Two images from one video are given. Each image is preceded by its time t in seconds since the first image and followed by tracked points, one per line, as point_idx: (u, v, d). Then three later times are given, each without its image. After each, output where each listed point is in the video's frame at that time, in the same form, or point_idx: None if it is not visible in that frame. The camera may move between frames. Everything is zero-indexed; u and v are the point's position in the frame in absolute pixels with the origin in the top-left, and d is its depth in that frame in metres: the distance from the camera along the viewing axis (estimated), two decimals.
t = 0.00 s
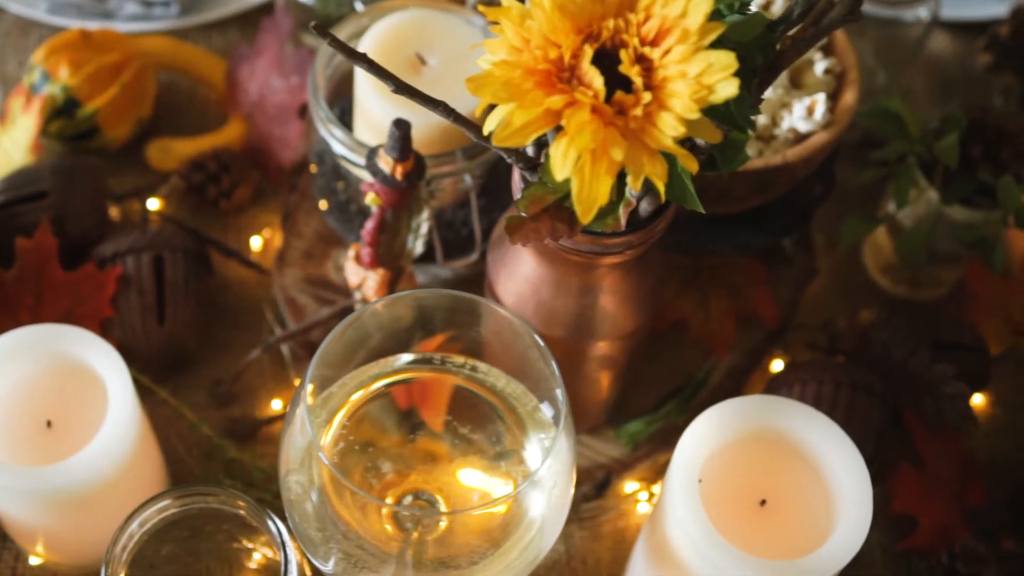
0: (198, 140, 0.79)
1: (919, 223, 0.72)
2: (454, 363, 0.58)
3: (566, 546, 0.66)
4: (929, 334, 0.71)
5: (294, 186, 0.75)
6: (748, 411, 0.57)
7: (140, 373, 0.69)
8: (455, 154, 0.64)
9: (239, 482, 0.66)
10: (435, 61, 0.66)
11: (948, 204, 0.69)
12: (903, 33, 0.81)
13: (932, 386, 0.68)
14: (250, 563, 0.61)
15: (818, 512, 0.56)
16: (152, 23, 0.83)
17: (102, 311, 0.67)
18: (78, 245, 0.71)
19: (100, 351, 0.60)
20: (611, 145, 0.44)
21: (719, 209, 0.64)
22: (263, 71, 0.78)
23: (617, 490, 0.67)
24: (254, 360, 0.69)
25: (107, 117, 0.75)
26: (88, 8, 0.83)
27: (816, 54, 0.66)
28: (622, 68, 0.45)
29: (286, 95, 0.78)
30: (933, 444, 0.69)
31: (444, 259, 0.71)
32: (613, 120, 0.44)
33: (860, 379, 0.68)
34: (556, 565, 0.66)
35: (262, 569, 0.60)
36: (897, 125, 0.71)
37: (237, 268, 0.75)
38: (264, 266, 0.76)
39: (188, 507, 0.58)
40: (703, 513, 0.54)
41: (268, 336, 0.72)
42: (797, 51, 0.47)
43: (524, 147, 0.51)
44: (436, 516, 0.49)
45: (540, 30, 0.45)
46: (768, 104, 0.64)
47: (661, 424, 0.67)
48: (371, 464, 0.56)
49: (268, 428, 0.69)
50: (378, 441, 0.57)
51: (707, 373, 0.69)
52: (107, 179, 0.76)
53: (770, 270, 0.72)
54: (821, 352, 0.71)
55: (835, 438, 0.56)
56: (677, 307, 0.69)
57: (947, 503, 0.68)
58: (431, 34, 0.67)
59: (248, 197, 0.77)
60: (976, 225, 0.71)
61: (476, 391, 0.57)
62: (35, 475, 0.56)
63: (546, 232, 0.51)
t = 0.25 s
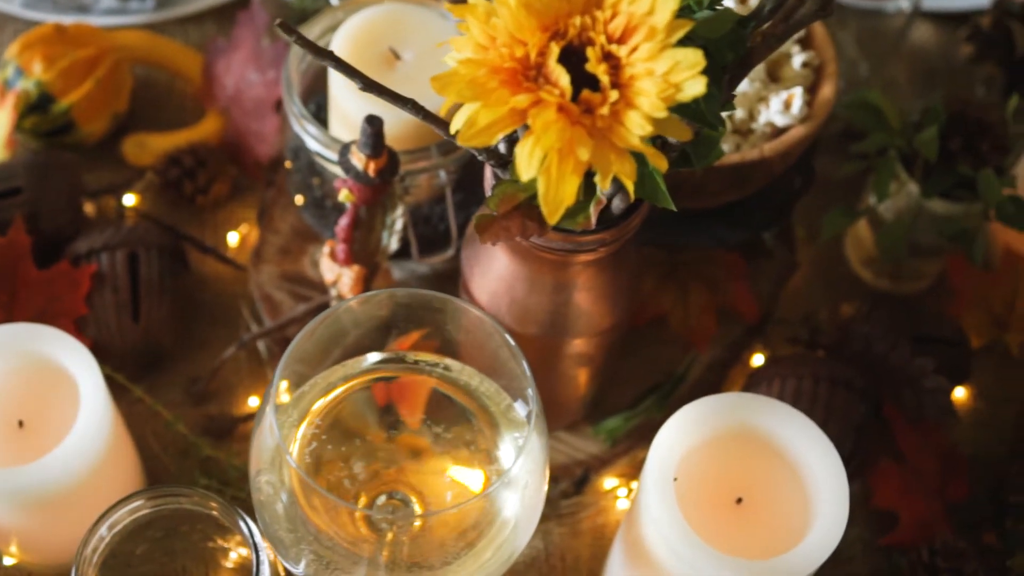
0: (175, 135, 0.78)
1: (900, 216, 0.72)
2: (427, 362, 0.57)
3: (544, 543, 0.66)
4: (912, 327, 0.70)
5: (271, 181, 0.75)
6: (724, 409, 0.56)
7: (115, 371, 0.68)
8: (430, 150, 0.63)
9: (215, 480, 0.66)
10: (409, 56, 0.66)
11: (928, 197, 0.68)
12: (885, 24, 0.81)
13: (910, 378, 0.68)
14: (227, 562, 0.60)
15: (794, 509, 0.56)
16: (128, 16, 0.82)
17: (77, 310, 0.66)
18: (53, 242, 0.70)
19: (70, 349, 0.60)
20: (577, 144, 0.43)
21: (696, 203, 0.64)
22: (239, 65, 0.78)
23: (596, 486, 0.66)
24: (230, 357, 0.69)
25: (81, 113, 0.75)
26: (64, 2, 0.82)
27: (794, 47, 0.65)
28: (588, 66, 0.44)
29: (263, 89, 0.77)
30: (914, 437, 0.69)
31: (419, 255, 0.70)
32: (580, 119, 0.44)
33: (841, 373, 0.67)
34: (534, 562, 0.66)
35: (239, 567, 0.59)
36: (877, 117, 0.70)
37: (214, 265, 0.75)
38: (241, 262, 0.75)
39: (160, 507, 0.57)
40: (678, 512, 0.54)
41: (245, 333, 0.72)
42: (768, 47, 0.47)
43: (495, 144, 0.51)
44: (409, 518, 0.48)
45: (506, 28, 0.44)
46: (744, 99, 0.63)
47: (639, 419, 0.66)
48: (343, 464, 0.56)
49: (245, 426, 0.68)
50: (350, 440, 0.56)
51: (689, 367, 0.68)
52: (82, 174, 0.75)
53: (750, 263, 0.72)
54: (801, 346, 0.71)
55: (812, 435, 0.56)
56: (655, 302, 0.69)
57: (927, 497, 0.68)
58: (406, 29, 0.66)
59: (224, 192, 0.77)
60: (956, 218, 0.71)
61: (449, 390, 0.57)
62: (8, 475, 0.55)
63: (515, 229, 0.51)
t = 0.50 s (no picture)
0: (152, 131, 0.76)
1: (880, 211, 0.71)
2: (398, 365, 0.57)
3: (522, 543, 0.66)
4: (893, 322, 0.70)
5: (246, 179, 0.74)
6: (697, 410, 0.56)
7: (89, 372, 0.67)
8: (404, 148, 0.62)
9: (190, 482, 0.65)
10: (382, 53, 0.65)
11: (909, 192, 0.68)
12: (867, 16, 0.80)
13: (892, 377, 0.68)
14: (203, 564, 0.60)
15: (771, 510, 0.56)
16: (102, 13, 0.81)
17: (50, 310, 0.66)
18: (26, 241, 0.69)
19: (40, 351, 0.59)
20: (542, 149, 0.43)
21: (672, 199, 0.63)
22: (215, 61, 0.78)
23: (575, 485, 0.66)
24: (205, 357, 0.69)
25: (55, 110, 0.73)
26: None
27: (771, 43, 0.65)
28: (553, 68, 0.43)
29: (237, 86, 0.77)
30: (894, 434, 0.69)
31: (394, 254, 0.69)
32: (545, 123, 0.43)
33: (821, 372, 0.67)
34: (513, 561, 0.66)
35: (214, 569, 0.59)
36: (857, 112, 0.70)
37: (190, 263, 0.74)
38: (217, 260, 0.75)
39: (132, 511, 0.57)
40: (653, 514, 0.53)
41: (220, 332, 0.71)
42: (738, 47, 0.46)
43: (465, 145, 0.50)
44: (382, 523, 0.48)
45: (470, 30, 0.44)
46: (719, 95, 0.63)
47: (617, 419, 0.66)
48: (314, 467, 0.55)
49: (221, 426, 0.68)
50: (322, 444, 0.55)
51: (667, 366, 0.68)
52: (55, 172, 0.74)
53: (729, 259, 0.71)
54: (781, 343, 0.70)
55: (789, 435, 0.55)
56: (632, 301, 0.69)
57: (907, 494, 0.68)
58: (380, 26, 0.66)
59: (200, 190, 0.76)
60: (936, 213, 0.70)
61: (422, 392, 0.56)
62: None
63: (485, 232, 0.50)
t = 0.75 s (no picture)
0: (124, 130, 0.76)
1: (860, 208, 0.71)
2: (366, 369, 0.56)
3: (499, 545, 0.66)
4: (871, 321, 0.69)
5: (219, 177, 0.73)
6: (669, 413, 0.55)
7: (60, 375, 0.67)
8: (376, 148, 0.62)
9: (162, 484, 0.65)
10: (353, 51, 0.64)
11: (888, 189, 0.67)
12: (846, 9, 0.80)
13: (870, 376, 0.67)
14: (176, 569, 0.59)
15: (743, 514, 0.55)
16: (74, 8, 0.80)
17: (20, 313, 0.64)
18: None
19: (7, 357, 0.59)
20: (502, 156, 0.42)
21: (646, 198, 0.63)
22: (188, 58, 0.77)
23: (552, 486, 0.66)
24: (178, 359, 0.68)
25: (26, 109, 0.72)
26: None
27: (746, 41, 0.64)
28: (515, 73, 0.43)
29: (210, 83, 0.76)
30: (872, 433, 0.69)
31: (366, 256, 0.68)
32: (506, 129, 0.42)
33: (799, 372, 0.66)
34: (490, 564, 0.65)
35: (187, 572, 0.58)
36: (836, 107, 0.69)
37: (163, 263, 0.73)
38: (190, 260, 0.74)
39: (100, 518, 0.57)
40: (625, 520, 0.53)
41: (193, 333, 0.71)
42: (704, 50, 0.46)
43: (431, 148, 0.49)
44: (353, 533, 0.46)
45: (429, 34, 0.43)
46: (694, 93, 0.62)
47: (593, 420, 0.64)
48: (282, 473, 0.54)
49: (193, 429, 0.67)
50: (289, 449, 0.54)
51: (644, 366, 0.66)
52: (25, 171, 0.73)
53: (706, 257, 0.71)
54: (760, 342, 0.70)
55: (762, 438, 0.55)
56: (609, 299, 0.68)
57: (885, 494, 0.67)
58: (350, 23, 0.65)
59: (174, 189, 0.75)
60: (913, 211, 0.69)
61: (391, 397, 0.56)
62: None
63: (450, 238, 0.50)
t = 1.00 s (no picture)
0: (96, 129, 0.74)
1: (839, 206, 0.70)
2: (334, 376, 0.56)
3: (473, 549, 0.65)
4: (848, 324, 0.68)
5: (190, 178, 0.72)
6: (639, 421, 0.54)
7: (29, 380, 0.66)
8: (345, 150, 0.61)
9: (133, 490, 0.64)
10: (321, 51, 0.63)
11: (866, 189, 0.66)
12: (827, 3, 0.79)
13: (849, 378, 0.66)
14: None
15: (717, 523, 0.54)
16: (44, 6, 0.78)
17: None
18: None
19: None
20: (459, 166, 0.41)
21: (618, 200, 0.62)
22: (159, 55, 0.75)
23: (526, 490, 0.66)
24: (147, 362, 0.67)
25: None
26: None
27: (721, 39, 0.63)
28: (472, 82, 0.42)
29: (183, 81, 0.75)
30: (849, 435, 0.68)
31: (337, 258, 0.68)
32: (464, 138, 0.41)
33: (775, 375, 0.65)
34: (463, 569, 0.64)
35: None
36: (814, 106, 0.69)
37: (134, 265, 0.73)
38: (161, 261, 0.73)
39: (65, 528, 0.56)
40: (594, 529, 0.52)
41: (164, 336, 0.70)
42: (668, 56, 0.45)
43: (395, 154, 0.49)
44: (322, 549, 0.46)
45: (386, 41, 0.42)
46: (667, 93, 0.61)
47: (569, 422, 0.64)
48: (248, 483, 0.53)
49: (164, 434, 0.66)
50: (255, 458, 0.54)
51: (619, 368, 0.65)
52: None
53: (683, 258, 0.71)
54: (737, 344, 0.69)
55: (734, 444, 0.54)
56: (584, 299, 0.67)
57: (863, 497, 0.67)
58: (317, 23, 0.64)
59: (145, 189, 0.74)
60: (893, 209, 0.68)
61: (358, 405, 0.55)
62: None
63: (412, 246, 0.49)
